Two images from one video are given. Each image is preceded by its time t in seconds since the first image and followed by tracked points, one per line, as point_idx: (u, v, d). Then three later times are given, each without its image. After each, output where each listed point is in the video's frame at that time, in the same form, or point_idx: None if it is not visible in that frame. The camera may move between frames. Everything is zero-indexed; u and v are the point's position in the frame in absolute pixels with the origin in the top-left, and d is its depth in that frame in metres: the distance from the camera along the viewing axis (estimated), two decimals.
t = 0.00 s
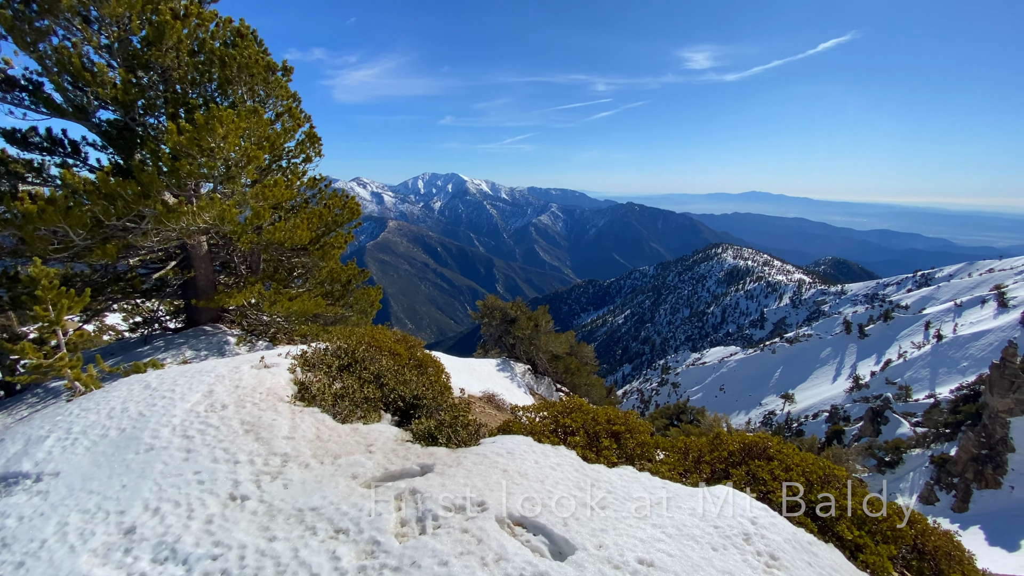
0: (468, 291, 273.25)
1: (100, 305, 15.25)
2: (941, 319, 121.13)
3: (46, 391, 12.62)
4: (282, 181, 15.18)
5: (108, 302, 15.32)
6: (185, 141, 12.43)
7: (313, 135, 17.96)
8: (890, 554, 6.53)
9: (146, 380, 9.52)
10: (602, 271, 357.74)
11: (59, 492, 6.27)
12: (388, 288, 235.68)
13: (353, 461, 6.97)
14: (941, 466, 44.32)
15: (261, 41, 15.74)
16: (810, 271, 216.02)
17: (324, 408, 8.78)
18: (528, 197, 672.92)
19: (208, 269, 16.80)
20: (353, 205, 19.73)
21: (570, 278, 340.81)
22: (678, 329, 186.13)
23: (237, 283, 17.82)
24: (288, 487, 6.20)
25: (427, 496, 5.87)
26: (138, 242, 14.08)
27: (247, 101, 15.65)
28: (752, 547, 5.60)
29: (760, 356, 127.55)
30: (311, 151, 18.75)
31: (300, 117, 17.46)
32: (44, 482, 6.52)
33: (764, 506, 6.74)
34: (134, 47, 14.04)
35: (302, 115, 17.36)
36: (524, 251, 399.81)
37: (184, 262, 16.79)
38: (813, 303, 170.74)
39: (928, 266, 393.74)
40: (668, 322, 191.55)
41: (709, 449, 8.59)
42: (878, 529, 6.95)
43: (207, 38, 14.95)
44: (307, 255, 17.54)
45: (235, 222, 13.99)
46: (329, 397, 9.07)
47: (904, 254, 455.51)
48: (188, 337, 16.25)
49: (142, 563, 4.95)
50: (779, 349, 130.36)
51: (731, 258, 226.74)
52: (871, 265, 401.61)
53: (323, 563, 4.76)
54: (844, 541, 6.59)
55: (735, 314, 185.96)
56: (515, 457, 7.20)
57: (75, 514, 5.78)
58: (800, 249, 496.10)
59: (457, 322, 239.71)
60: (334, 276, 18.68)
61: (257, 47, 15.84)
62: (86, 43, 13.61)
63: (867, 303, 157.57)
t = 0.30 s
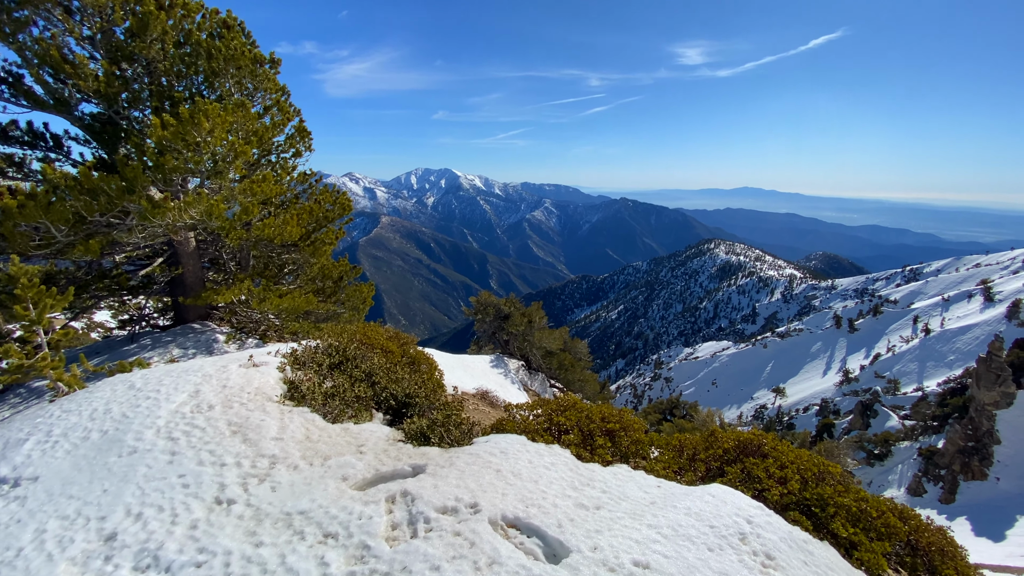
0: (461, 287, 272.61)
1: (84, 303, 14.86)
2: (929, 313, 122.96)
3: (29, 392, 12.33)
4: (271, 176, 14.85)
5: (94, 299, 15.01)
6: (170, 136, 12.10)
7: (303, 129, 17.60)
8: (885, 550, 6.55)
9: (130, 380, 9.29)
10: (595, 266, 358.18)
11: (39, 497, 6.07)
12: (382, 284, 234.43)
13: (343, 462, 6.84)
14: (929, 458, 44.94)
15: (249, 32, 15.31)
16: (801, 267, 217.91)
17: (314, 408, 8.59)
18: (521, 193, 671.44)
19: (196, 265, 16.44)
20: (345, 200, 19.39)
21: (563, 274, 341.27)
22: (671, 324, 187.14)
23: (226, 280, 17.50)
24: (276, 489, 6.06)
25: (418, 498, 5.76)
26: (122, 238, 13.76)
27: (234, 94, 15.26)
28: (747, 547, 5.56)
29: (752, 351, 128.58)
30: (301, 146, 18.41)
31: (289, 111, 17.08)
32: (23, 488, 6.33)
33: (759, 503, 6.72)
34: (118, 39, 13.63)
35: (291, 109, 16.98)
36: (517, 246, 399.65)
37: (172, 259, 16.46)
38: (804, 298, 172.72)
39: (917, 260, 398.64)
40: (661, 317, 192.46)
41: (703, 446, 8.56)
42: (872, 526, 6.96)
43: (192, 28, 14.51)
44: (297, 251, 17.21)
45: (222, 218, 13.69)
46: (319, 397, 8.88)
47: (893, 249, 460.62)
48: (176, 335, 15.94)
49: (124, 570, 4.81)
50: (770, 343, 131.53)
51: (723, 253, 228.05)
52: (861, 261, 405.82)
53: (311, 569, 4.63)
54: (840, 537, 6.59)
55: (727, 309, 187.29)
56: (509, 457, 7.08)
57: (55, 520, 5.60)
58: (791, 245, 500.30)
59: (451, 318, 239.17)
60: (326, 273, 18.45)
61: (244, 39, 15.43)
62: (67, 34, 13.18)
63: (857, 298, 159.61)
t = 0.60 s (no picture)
0: (453, 284, 271.89)
1: (67, 303, 14.54)
2: (915, 308, 125.04)
3: (10, 393, 12.05)
4: (258, 173, 14.59)
5: (78, 298, 14.70)
6: (154, 131, 11.83)
7: (291, 125, 17.35)
8: (873, 545, 6.60)
9: (113, 381, 9.09)
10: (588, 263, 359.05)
11: (17, 503, 5.91)
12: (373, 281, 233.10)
13: (331, 463, 6.76)
14: (916, 451, 45.65)
15: (235, 26, 15.00)
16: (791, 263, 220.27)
17: (301, 408, 8.47)
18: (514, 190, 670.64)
19: (183, 264, 16.17)
20: (334, 197, 19.14)
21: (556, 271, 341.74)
22: (662, 320, 188.31)
23: (213, 278, 17.22)
24: (262, 492, 5.96)
25: (406, 499, 5.70)
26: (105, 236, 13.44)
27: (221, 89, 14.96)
28: (738, 545, 5.56)
29: (742, 346, 129.83)
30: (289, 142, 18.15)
31: (276, 107, 16.80)
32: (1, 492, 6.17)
33: (749, 500, 6.74)
34: (100, 32, 13.29)
35: (278, 104, 16.69)
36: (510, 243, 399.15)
37: (157, 257, 16.15)
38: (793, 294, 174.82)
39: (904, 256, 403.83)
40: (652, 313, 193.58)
41: (693, 443, 8.60)
42: (860, 520, 7.03)
43: (176, 21, 14.17)
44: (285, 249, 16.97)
45: (209, 216, 13.44)
46: (307, 398, 8.74)
47: (880, 245, 466.82)
48: (161, 335, 15.66)
49: None
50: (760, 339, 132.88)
51: (714, 250, 229.70)
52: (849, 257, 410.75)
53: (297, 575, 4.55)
54: (828, 533, 6.63)
55: (718, 305, 188.88)
56: (499, 456, 7.05)
57: (34, 525, 5.46)
58: (781, 242, 505.36)
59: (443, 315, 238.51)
60: (315, 271, 18.26)
61: (231, 32, 15.11)
62: (47, 27, 12.83)
63: (845, 293, 161.82)
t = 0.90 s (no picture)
0: (444, 282, 270.78)
1: (47, 302, 14.18)
2: (898, 304, 127.59)
3: None
4: (244, 170, 14.32)
5: (58, 298, 14.34)
6: (136, 128, 11.58)
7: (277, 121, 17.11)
8: (856, 537, 6.73)
9: (93, 383, 8.86)
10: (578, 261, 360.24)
11: None
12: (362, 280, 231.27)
13: (318, 463, 6.71)
14: (899, 444, 46.60)
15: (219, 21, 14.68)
16: (777, 260, 223.13)
17: (289, 409, 8.35)
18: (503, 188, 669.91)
19: (167, 263, 15.85)
20: (322, 195, 18.91)
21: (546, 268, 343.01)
22: (651, 318, 189.68)
23: (199, 277, 16.91)
24: (248, 494, 5.88)
25: (395, 499, 5.66)
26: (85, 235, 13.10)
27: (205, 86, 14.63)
28: (726, 540, 5.63)
29: (730, 343, 131.29)
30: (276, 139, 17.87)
31: (262, 103, 16.50)
32: None
33: (735, 495, 6.83)
34: (78, 26, 12.91)
35: (264, 102, 16.41)
36: (500, 241, 398.70)
37: (141, 255, 15.83)
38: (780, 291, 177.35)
39: (888, 254, 411.15)
40: (642, 310, 194.88)
41: (682, 440, 8.66)
42: (846, 514, 7.15)
43: (157, 14, 13.78)
44: (272, 248, 16.72)
45: (193, 215, 13.17)
46: (294, 398, 8.61)
47: (865, 243, 475.33)
48: (146, 335, 15.37)
49: None
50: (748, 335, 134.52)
51: (702, 248, 232.01)
52: (834, 254, 417.39)
53: None
54: (813, 526, 6.74)
55: (706, 302, 190.82)
56: (489, 455, 7.04)
57: (11, 532, 5.31)
58: (768, 239, 512.09)
59: (433, 314, 237.61)
60: (303, 270, 18.07)
61: (214, 27, 14.75)
62: (23, 20, 12.43)
63: (830, 290, 164.50)
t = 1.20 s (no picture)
0: (429, 282, 269.06)
1: (20, 305, 13.73)
2: (876, 302, 130.99)
3: None
4: (224, 169, 14.02)
5: (31, 301, 13.88)
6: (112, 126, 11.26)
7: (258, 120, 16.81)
8: (836, 529, 6.89)
9: (67, 388, 8.57)
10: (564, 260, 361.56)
11: None
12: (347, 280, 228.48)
13: (302, 465, 6.64)
14: (877, 438, 47.83)
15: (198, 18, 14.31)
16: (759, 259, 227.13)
17: (271, 412, 8.19)
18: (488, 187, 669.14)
19: (144, 264, 15.42)
20: (304, 195, 18.65)
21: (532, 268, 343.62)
22: (637, 316, 191.40)
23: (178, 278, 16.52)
24: (229, 498, 5.77)
25: (380, 501, 5.61)
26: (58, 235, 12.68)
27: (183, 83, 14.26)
28: (709, 535, 5.71)
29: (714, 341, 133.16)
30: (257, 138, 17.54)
31: (242, 102, 16.17)
32: None
33: (719, 491, 6.93)
34: (49, 20, 12.47)
35: (244, 100, 16.08)
36: (486, 241, 397.95)
37: (117, 257, 15.39)
38: (762, 289, 180.77)
39: (865, 251, 421.89)
40: (627, 309, 196.48)
41: (666, 437, 8.74)
42: (825, 506, 7.33)
43: (132, 10, 13.39)
44: (253, 248, 16.37)
45: (172, 215, 12.85)
46: (276, 400, 8.46)
47: (843, 242, 486.65)
48: (123, 338, 14.97)
49: None
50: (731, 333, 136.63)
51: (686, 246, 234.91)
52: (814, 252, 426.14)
53: None
54: (793, 519, 6.89)
55: (690, 301, 193.26)
56: (475, 455, 7.03)
57: None
58: (750, 238, 520.58)
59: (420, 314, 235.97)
60: (286, 270, 17.81)
61: (193, 24, 14.39)
62: None
63: (810, 288, 168.09)
